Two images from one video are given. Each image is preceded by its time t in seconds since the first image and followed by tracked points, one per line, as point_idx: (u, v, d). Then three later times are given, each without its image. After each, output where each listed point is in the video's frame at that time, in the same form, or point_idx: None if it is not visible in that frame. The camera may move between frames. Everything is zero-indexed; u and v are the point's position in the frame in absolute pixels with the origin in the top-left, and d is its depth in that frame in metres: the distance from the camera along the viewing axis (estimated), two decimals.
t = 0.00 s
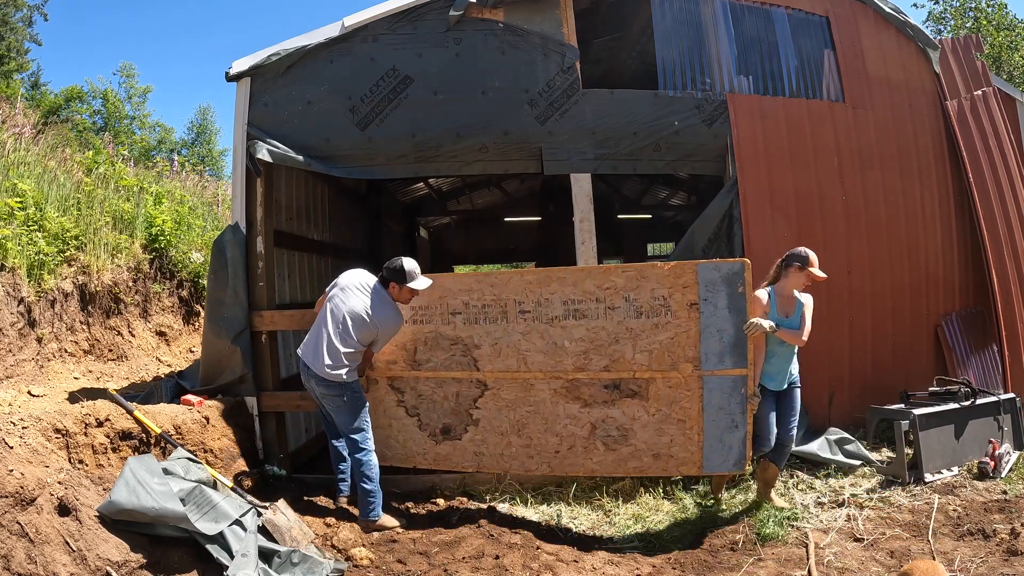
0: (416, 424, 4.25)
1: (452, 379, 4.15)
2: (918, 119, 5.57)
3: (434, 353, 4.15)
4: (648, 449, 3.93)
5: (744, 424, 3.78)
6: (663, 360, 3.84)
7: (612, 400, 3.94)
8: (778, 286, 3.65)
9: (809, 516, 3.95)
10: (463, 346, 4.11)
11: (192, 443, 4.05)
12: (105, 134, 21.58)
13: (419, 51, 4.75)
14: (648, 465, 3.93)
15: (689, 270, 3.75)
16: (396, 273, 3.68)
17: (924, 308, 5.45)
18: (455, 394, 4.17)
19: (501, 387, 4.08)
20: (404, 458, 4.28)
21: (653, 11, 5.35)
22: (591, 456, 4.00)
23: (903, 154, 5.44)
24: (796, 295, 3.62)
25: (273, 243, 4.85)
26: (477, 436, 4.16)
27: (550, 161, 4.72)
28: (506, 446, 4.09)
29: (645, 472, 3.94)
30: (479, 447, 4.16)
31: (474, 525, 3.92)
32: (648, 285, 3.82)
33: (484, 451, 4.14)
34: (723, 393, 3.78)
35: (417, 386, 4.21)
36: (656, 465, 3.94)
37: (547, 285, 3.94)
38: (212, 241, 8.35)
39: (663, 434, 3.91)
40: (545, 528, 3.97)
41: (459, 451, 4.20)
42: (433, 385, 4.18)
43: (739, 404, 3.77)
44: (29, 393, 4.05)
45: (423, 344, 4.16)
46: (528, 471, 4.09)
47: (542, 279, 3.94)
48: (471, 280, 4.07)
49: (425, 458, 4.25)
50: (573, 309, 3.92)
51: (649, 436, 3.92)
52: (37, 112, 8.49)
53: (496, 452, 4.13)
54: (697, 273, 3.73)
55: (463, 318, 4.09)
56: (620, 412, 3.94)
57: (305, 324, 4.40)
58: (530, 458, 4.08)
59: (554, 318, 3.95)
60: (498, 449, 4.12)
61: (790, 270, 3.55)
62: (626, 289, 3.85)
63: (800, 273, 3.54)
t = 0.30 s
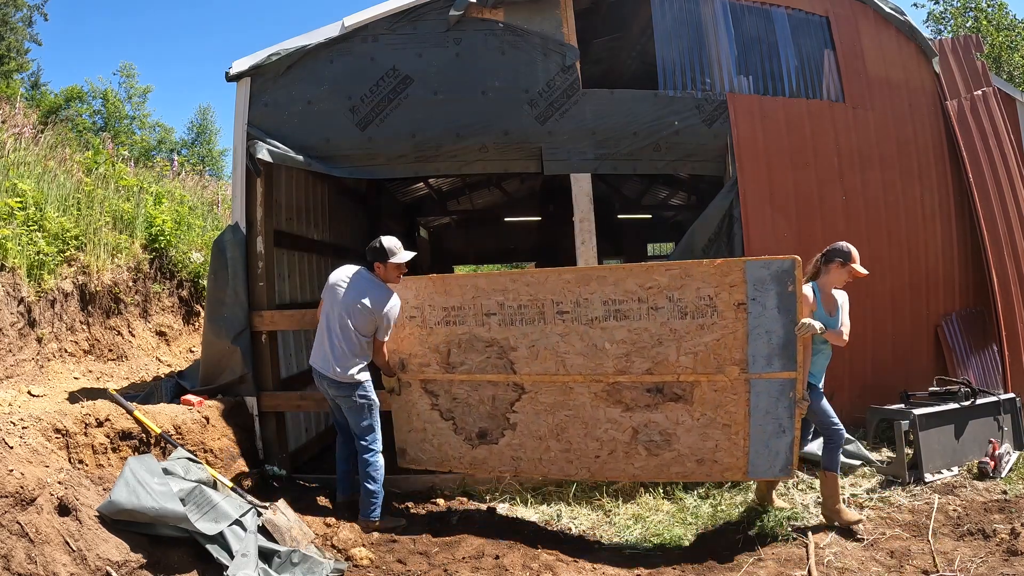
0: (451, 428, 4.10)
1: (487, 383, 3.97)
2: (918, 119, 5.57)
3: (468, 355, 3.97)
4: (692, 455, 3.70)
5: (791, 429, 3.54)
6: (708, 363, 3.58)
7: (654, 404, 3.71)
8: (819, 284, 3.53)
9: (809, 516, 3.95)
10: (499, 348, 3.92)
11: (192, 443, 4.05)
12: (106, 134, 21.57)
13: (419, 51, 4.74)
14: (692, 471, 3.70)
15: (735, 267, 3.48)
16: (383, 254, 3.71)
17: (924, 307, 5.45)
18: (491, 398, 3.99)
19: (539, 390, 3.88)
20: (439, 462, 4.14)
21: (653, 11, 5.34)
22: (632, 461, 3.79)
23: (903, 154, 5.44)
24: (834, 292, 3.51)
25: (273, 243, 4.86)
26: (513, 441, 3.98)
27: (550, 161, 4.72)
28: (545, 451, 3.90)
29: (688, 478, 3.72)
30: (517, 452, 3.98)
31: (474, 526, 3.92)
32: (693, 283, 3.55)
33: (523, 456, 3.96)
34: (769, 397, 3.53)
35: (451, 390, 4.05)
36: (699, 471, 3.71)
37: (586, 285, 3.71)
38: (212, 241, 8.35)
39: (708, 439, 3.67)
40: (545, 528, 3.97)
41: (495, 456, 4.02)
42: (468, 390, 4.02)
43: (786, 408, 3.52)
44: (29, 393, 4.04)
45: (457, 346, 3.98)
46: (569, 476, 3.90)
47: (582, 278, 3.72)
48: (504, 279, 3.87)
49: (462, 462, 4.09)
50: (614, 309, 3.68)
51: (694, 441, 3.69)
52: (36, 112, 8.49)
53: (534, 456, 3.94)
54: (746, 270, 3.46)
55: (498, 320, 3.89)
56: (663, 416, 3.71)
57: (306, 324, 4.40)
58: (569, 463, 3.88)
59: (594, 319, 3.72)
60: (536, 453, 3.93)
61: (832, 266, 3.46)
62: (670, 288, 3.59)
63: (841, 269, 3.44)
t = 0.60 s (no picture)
0: (484, 433, 3.89)
1: (522, 385, 3.75)
2: (918, 119, 5.56)
3: (503, 356, 3.74)
4: (743, 461, 3.48)
5: (847, 434, 3.36)
6: (761, 363, 3.36)
7: (704, 407, 3.49)
8: (870, 279, 3.48)
9: (808, 516, 3.96)
10: (536, 348, 3.68)
11: (192, 443, 4.05)
12: (106, 134, 21.56)
13: (419, 51, 4.74)
14: (742, 478, 3.51)
15: (790, 259, 3.24)
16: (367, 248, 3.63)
17: (924, 307, 5.44)
18: (527, 401, 3.76)
19: (579, 393, 3.66)
20: (471, 468, 3.94)
21: (653, 11, 5.34)
22: (680, 468, 3.58)
23: (903, 154, 5.43)
24: (885, 288, 3.49)
25: (273, 243, 4.86)
26: (551, 446, 3.76)
27: (550, 161, 4.72)
28: (585, 457, 3.70)
29: (739, 486, 3.53)
30: (554, 458, 3.77)
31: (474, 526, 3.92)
32: (744, 278, 3.31)
33: (561, 463, 3.75)
34: (825, 399, 3.33)
35: (484, 393, 3.83)
36: (750, 478, 3.52)
37: (630, 280, 3.47)
38: (212, 241, 8.35)
39: (760, 444, 3.46)
40: (545, 528, 3.98)
41: (531, 462, 3.82)
42: (502, 393, 3.80)
43: (843, 411, 3.33)
44: (29, 393, 4.04)
45: (490, 346, 3.75)
46: (611, 483, 3.70)
47: (626, 273, 3.48)
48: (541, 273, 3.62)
49: (496, 468, 3.90)
50: (661, 307, 3.44)
51: (744, 446, 3.48)
52: (36, 112, 8.48)
53: (573, 463, 3.74)
54: (802, 262, 3.23)
55: (536, 318, 3.64)
56: (712, 421, 3.49)
57: (310, 323, 4.42)
58: (612, 470, 3.69)
59: (639, 317, 3.47)
60: (576, 460, 3.73)
61: (884, 261, 3.41)
62: (720, 284, 3.35)
63: (893, 264, 3.41)
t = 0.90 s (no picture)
0: (518, 446, 3.61)
1: (563, 392, 3.50)
2: (918, 119, 5.56)
3: (542, 360, 3.51)
4: (801, 470, 3.25)
5: (908, 436, 3.16)
6: (818, 362, 3.18)
7: (759, 411, 3.27)
8: (931, 276, 3.44)
9: (809, 516, 3.95)
10: (579, 351, 3.45)
11: (192, 443, 4.04)
12: (106, 134, 21.54)
13: (419, 51, 4.74)
14: (800, 489, 3.26)
15: (844, 253, 3.12)
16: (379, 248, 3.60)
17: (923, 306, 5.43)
18: (567, 409, 3.50)
19: (624, 400, 3.42)
20: (504, 485, 3.63)
21: (653, 10, 5.34)
22: (733, 480, 3.32)
23: (903, 154, 5.43)
24: (945, 287, 3.45)
25: (273, 243, 4.86)
26: (592, 459, 3.48)
27: (550, 161, 4.72)
28: (630, 470, 3.42)
29: (795, 497, 3.26)
30: (596, 473, 3.49)
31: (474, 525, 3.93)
32: (798, 273, 3.17)
33: (602, 477, 3.47)
34: (885, 399, 3.14)
35: (519, 401, 3.58)
36: (808, 489, 3.26)
37: (681, 276, 3.29)
38: (212, 241, 8.35)
39: (818, 450, 3.23)
40: (546, 528, 3.98)
41: (570, 477, 3.52)
42: (540, 401, 3.54)
43: (903, 411, 3.14)
44: (29, 393, 4.04)
45: (528, 350, 3.53)
46: (658, 500, 3.42)
47: (675, 269, 3.30)
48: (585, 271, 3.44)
49: (529, 485, 3.60)
50: (713, 303, 3.26)
51: (801, 454, 3.25)
52: (36, 112, 8.48)
53: (617, 477, 3.45)
54: (855, 255, 3.11)
55: (579, 318, 3.43)
56: (769, 426, 3.26)
57: (313, 323, 4.45)
58: (659, 485, 3.41)
59: (690, 315, 3.28)
60: (620, 474, 3.45)
61: (946, 258, 3.40)
62: (774, 279, 3.20)
63: (955, 261, 3.40)
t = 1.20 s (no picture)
0: (558, 460, 3.38)
1: (611, 399, 3.32)
2: (918, 119, 5.56)
3: (588, 364, 3.35)
4: (863, 479, 3.14)
5: (970, 438, 3.09)
6: (875, 362, 3.13)
7: (818, 416, 3.17)
8: (988, 275, 3.39)
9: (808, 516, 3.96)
10: (627, 354, 3.31)
11: (192, 443, 4.05)
12: (107, 135, 21.55)
13: (419, 51, 4.75)
14: (863, 499, 3.13)
15: (894, 252, 3.14)
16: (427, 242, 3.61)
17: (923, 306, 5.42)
18: (615, 417, 3.32)
19: (677, 406, 3.26)
20: (541, 504, 3.37)
21: (653, 10, 5.34)
22: (792, 491, 3.17)
23: (903, 154, 5.43)
24: (1001, 285, 3.41)
25: (273, 243, 4.86)
26: (642, 471, 3.28)
27: (550, 161, 4.72)
28: (682, 483, 3.23)
29: (858, 509, 3.13)
30: (644, 487, 3.28)
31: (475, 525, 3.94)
32: (852, 272, 3.17)
33: (652, 493, 3.26)
34: (943, 401, 3.09)
35: (562, 409, 3.38)
36: (871, 499, 3.13)
37: (735, 275, 3.24)
38: (212, 241, 8.36)
39: (880, 457, 3.14)
40: (546, 527, 3.99)
41: (614, 492, 3.31)
42: (585, 408, 3.35)
43: (963, 412, 3.08)
44: (29, 393, 4.04)
45: (574, 353, 3.37)
46: (710, 515, 3.21)
47: (728, 269, 3.26)
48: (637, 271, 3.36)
49: (569, 503, 3.35)
50: (767, 302, 3.20)
51: (863, 461, 3.14)
52: (36, 112, 8.48)
53: (668, 492, 3.25)
54: (906, 255, 3.12)
55: (629, 319, 3.32)
56: (828, 431, 3.16)
57: (314, 322, 4.49)
58: (712, 499, 3.22)
59: (745, 315, 3.22)
60: (671, 488, 3.24)
61: (1003, 256, 3.36)
62: (828, 278, 3.19)
63: (1011, 259, 3.37)
